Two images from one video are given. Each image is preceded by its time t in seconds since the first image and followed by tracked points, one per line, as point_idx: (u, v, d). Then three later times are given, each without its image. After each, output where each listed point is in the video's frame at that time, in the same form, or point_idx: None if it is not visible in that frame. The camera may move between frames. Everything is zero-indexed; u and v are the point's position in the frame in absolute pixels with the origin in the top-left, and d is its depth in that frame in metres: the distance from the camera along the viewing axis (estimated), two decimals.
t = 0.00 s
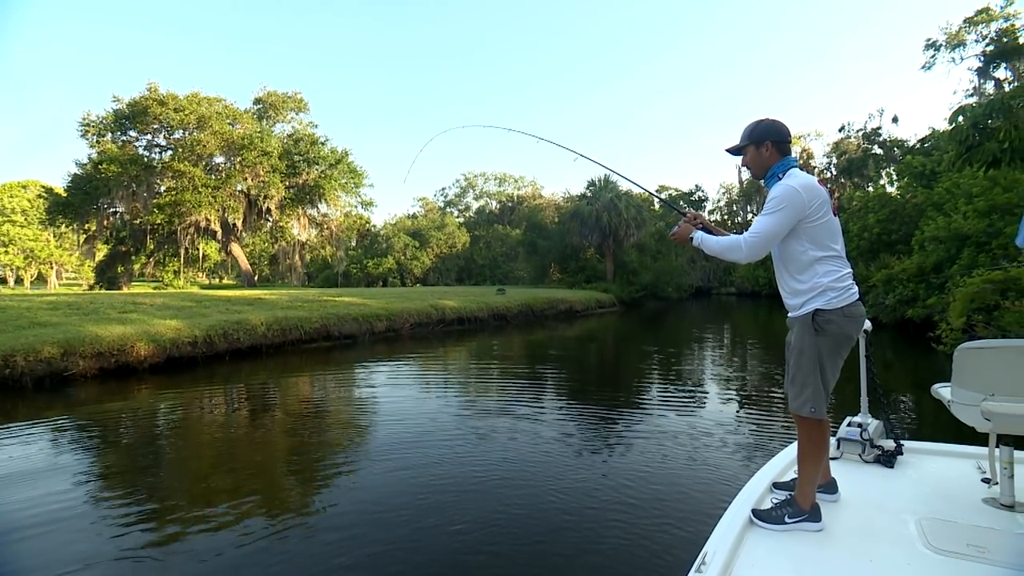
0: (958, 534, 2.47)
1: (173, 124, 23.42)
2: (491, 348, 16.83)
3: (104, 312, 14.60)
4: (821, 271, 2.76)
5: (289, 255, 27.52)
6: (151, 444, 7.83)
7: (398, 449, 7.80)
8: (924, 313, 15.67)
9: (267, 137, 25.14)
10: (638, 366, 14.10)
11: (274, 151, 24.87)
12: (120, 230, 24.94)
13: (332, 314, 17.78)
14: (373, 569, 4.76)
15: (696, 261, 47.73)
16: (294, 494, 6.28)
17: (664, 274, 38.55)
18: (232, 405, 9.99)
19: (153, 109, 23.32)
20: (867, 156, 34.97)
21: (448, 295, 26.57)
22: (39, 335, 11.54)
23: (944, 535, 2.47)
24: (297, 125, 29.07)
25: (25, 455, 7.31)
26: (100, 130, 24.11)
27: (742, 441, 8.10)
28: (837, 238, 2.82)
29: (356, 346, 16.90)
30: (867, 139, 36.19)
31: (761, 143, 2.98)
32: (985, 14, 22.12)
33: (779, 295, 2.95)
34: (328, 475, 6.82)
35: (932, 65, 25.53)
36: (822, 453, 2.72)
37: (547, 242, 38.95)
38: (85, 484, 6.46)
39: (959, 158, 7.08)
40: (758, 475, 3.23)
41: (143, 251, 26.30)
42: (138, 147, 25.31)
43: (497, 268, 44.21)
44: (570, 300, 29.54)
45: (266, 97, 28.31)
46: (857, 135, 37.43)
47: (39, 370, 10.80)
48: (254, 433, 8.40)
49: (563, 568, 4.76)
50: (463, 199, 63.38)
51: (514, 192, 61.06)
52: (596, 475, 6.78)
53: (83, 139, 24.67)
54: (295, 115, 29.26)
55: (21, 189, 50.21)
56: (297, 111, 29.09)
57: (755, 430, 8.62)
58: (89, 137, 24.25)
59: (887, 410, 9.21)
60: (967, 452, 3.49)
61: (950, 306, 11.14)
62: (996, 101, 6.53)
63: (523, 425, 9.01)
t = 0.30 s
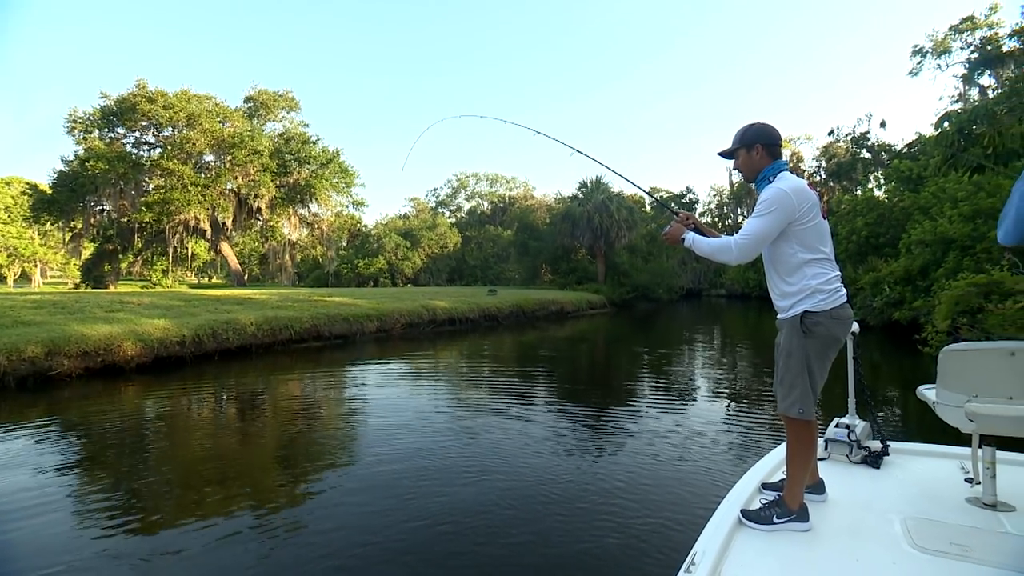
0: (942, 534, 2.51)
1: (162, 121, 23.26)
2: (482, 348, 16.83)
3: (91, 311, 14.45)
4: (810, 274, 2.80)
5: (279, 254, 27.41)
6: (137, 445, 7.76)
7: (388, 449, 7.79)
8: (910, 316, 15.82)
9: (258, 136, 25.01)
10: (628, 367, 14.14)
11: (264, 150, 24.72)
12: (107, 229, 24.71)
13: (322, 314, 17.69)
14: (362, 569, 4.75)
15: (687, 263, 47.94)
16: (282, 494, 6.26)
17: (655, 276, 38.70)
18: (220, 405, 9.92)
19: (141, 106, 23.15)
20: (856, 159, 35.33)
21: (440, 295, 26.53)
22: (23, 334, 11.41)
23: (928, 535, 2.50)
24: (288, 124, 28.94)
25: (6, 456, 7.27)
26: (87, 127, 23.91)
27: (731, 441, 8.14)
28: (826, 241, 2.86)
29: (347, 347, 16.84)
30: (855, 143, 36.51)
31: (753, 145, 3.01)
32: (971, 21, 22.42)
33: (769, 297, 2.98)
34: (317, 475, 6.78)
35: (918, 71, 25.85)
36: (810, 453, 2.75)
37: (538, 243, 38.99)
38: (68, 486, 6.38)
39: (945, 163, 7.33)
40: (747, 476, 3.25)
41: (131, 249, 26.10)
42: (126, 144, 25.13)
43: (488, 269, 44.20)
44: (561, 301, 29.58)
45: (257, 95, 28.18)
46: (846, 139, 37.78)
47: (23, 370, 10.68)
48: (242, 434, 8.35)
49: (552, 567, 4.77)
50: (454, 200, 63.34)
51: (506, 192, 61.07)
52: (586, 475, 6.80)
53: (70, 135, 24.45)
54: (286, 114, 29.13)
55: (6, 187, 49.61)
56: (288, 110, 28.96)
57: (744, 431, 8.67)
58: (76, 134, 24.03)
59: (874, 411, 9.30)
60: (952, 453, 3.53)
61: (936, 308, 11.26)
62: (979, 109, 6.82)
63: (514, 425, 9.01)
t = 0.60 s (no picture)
0: (924, 524, 2.55)
1: (148, 115, 23.04)
2: (472, 345, 16.83)
3: (75, 308, 14.31)
4: (797, 269, 2.83)
5: (268, 250, 27.27)
6: (124, 441, 7.71)
7: (378, 444, 7.79)
8: (896, 312, 16.00)
9: (246, 131, 24.83)
10: (618, 362, 14.21)
11: (253, 145, 24.51)
12: (92, 224, 24.45)
13: (312, 310, 17.61)
14: (352, 564, 4.75)
15: (676, 259, 48.15)
16: (272, 488, 6.24)
17: (645, 272, 38.84)
18: (209, 402, 9.87)
19: (126, 100, 22.92)
20: (844, 157, 35.65)
21: (430, 292, 26.50)
22: (6, 331, 11.29)
23: (912, 525, 2.54)
24: (277, 119, 28.75)
25: None
26: (70, 120, 23.63)
27: (719, 435, 8.22)
28: (814, 238, 2.90)
29: (337, 343, 16.78)
30: (843, 141, 36.81)
31: (746, 141, 3.03)
32: (955, 21, 22.69)
33: (757, 291, 3.01)
34: (309, 470, 6.76)
35: (904, 70, 26.12)
36: (796, 446, 2.78)
37: (529, 240, 39.01)
38: (53, 484, 6.32)
39: (930, 160, 7.50)
40: (736, 469, 3.29)
41: (117, 245, 25.86)
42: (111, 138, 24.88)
43: (478, 265, 44.19)
44: (552, 297, 29.61)
45: (246, 90, 27.97)
46: (834, 137, 38.08)
47: (6, 368, 10.56)
48: (231, 429, 8.31)
49: (542, 561, 4.80)
50: (445, 196, 63.23)
51: (497, 188, 61.00)
52: (576, 469, 6.84)
53: (53, 129, 24.15)
54: (275, 109, 28.94)
55: None
56: (277, 105, 28.77)
57: (732, 425, 8.75)
58: (59, 127, 23.74)
59: (860, 406, 9.41)
60: (935, 445, 3.59)
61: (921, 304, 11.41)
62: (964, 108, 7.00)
63: (504, 420, 9.04)
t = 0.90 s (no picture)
0: (905, 518, 2.60)
1: (132, 110, 22.79)
2: (462, 343, 16.82)
3: (58, 306, 14.13)
4: (783, 267, 2.86)
5: (256, 248, 27.12)
6: (109, 441, 7.65)
7: (367, 442, 7.77)
8: (881, 311, 16.17)
9: (234, 127, 24.64)
10: (607, 360, 14.26)
11: (241, 141, 24.34)
12: (74, 220, 24.18)
13: (301, 308, 17.53)
14: (340, 562, 4.75)
15: (666, 258, 48.36)
16: (259, 487, 6.22)
17: (634, 271, 38.94)
18: (196, 400, 9.81)
19: (110, 94, 22.67)
20: (831, 157, 36.02)
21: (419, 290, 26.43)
22: None
23: (894, 519, 2.59)
24: (265, 115, 28.56)
25: None
26: (52, 114, 23.32)
27: (708, 433, 8.28)
28: (800, 237, 2.93)
29: (325, 341, 16.71)
30: (830, 141, 37.14)
31: (734, 140, 3.06)
32: (939, 24, 22.98)
33: (744, 289, 3.04)
34: (297, 469, 6.74)
35: (889, 72, 26.42)
36: (783, 443, 2.81)
37: (518, 238, 39.03)
38: (36, 483, 6.26)
39: (915, 161, 7.68)
40: (723, 466, 3.32)
41: (101, 242, 25.62)
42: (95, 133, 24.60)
43: (468, 263, 44.16)
44: (542, 295, 29.63)
45: (233, 85, 27.76)
46: (821, 137, 38.41)
47: None
48: (218, 428, 8.26)
49: (531, 557, 4.82)
50: (434, 193, 63.14)
51: (487, 186, 60.95)
52: (565, 466, 6.87)
53: (34, 123, 23.83)
54: (263, 105, 28.74)
55: None
56: (265, 101, 28.58)
57: (720, 423, 8.80)
58: (40, 122, 23.42)
59: (845, 403, 9.51)
60: (917, 441, 3.65)
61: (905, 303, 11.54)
62: (946, 109, 7.18)
63: (493, 417, 9.05)
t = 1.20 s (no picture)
0: (893, 515, 2.62)
1: (122, 105, 22.61)
2: (455, 341, 16.80)
3: (46, 304, 14.00)
4: (771, 267, 2.88)
5: (249, 245, 27.06)
6: (98, 440, 7.60)
7: (360, 439, 7.76)
8: (872, 310, 16.27)
9: (226, 123, 24.48)
10: (600, 359, 14.29)
11: (233, 138, 24.23)
12: (63, 217, 23.96)
13: (293, 306, 17.46)
14: (331, 560, 4.75)
15: (659, 257, 48.45)
16: (251, 486, 6.20)
17: (628, 270, 38.96)
18: (187, 398, 9.75)
19: (100, 89, 22.47)
20: (823, 157, 36.25)
21: (413, 288, 26.40)
22: None
23: (882, 516, 2.61)
24: (258, 111, 28.41)
25: None
26: (39, 109, 23.00)
27: (700, 431, 8.32)
28: (791, 238, 2.95)
29: (318, 339, 16.67)
30: (823, 141, 37.35)
31: (728, 139, 3.07)
32: (930, 26, 23.14)
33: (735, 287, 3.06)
34: (289, 468, 6.71)
35: (880, 73, 26.61)
36: (773, 441, 2.83)
37: (512, 236, 39.02)
38: (23, 482, 6.20)
39: (906, 161, 7.81)
40: (714, 464, 3.34)
41: (90, 239, 25.43)
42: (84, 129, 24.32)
43: (461, 261, 44.10)
44: (535, 294, 29.63)
45: (225, 81, 27.58)
46: (813, 137, 38.60)
47: None
48: (209, 427, 8.22)
49: (524, 555, 4.83)
50: (428, 191, 63.03)
51: (481, 184, 60.88)
52: (557, 464, 6.88)
53: (22, 118, 23.51)
54: (256, 101, 28.60)
55: None
56: (257, 97, 28.42)
57: (711, 421, 8.85)
58: (28, 116, 23.10)
59: (836, 401, 9.57)
60: (906, 439, 3.68)
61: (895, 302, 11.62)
62: (937, 111, 7.32)
63: (486, 415, 9.06)
